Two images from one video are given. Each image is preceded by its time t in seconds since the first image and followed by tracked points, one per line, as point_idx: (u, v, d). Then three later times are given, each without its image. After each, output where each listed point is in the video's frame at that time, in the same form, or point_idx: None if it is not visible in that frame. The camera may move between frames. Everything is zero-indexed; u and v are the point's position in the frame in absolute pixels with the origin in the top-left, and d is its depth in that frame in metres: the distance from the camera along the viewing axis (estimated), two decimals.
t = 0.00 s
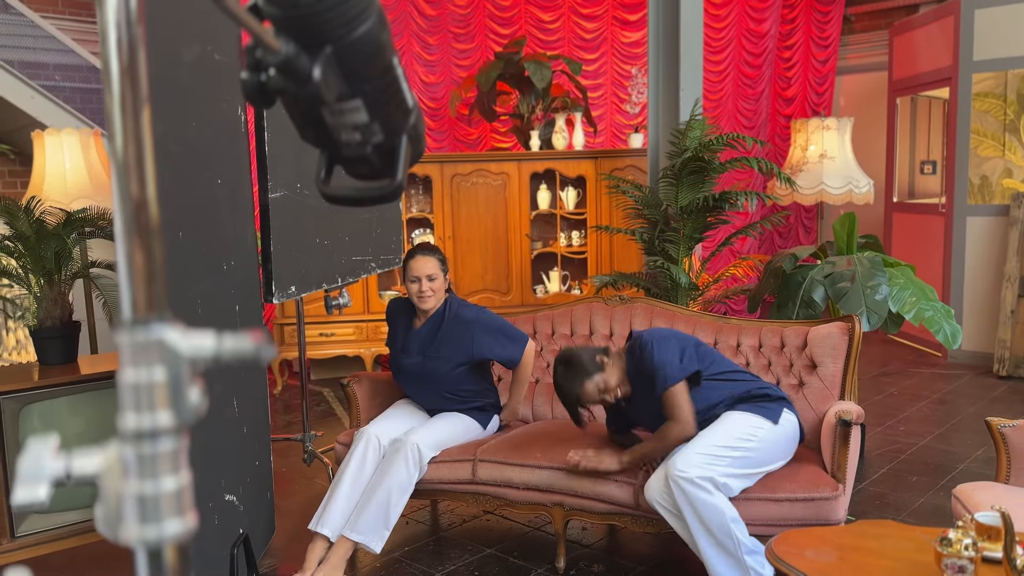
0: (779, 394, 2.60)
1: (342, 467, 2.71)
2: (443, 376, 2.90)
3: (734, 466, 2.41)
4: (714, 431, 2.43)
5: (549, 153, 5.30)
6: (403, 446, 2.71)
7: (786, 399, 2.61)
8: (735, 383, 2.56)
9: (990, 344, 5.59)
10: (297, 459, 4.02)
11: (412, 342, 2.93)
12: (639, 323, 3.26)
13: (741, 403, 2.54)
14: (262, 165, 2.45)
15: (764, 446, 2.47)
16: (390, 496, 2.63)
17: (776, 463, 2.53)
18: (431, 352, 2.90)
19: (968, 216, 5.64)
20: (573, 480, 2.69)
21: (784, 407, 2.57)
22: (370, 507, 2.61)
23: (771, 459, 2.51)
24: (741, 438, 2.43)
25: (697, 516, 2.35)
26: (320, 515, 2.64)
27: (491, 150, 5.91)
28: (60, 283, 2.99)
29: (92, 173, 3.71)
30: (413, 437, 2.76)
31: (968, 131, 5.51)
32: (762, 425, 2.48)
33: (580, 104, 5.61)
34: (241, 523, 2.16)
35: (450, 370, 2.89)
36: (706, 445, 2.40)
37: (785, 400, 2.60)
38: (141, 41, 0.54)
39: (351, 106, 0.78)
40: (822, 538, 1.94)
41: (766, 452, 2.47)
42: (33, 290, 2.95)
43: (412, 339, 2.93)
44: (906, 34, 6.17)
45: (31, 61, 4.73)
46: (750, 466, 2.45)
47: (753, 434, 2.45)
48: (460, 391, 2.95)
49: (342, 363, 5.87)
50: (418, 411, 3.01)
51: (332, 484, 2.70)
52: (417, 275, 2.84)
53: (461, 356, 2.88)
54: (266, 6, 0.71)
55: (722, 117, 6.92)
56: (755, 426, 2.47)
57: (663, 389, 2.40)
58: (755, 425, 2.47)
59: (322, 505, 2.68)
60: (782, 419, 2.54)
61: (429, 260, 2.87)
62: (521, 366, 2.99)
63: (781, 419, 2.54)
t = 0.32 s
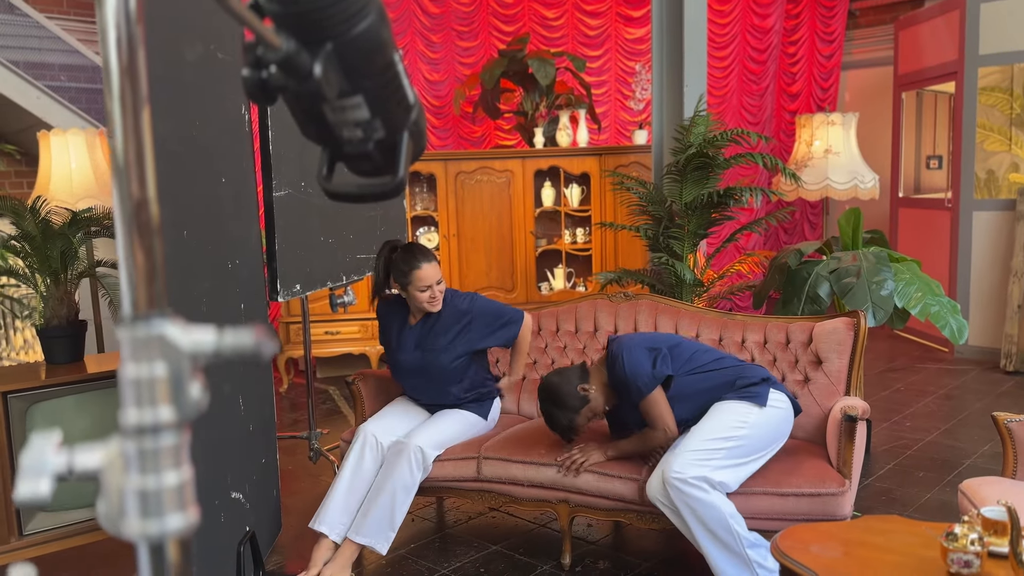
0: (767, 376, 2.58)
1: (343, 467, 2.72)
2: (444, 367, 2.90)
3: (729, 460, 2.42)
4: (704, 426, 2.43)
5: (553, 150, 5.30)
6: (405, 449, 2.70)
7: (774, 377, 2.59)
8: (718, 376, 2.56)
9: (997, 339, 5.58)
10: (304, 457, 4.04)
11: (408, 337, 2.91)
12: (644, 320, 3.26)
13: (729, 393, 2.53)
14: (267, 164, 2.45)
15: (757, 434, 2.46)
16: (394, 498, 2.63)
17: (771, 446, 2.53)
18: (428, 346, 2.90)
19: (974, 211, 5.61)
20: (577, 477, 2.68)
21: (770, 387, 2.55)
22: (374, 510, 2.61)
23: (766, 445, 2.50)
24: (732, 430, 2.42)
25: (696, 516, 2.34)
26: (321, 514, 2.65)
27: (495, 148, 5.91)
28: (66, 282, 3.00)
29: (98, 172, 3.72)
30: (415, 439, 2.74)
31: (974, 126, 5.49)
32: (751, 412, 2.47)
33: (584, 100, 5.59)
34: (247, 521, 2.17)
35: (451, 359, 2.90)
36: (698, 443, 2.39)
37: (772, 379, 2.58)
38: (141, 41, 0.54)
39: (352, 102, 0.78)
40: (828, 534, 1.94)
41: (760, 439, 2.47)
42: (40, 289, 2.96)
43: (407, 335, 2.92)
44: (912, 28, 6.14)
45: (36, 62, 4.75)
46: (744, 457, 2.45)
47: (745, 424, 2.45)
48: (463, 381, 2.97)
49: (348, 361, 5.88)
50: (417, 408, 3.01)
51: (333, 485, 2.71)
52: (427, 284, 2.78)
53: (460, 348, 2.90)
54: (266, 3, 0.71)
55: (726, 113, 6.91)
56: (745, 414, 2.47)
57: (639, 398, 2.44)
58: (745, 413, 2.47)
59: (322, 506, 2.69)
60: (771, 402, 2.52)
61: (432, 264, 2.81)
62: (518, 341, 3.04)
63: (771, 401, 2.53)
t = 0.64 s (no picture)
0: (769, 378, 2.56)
1: (347, 465, 2.72)
2: (453, 368, 2.92)
3: (727, 463, 2.40)
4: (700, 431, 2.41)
5: (556, 147, 5.29)
6: (409, 446, 2.70)
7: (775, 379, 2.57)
8: (716, 380, 2.54)
9: (1002, 335, 5.55)
10: (308, 455, 4.04)
11: (419, 337, 2.94)
12: (647, 318, 3.25)
13: (729, 396, 2.51)
14: (268, 162, 2.45)
15: (756, 436, 2.44)
16: (397, 495, 2.63)
17: (771, 448, 2.51)
18: (439, 345, 2.92)
19: (979, 207, 5.59)
20: (581, 475, 2.67)
21: (771, 388, 2.53)
22: (377, 507, 2.61)
23: (767, 446, 2.48)
24: (730, 433, 2.40)
25: (695, 520, 2.34)
26: (325, 512, 2.64)
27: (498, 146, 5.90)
28: (69, 281, 3.00)
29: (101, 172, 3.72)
30: (419, 436, 2.75)
31: (979, 121, 5.46)
32: (750, 415, 2.44)
33: (587, 97, 5.56)
34: (251, 519, 2.19)
35: (460, 360, 2.91)
36: (694, 449, 2.38)
37: (774, 381, 2.55)
38: (130, 41, 0.54)
39: (349, 97, 0.77)
40: (832, 531, 1.93)
41: (759, 441, 2.44)
42: (42, 288, 2.97)
43: (419, 334, 2.95)
44: (915, 24, 6.11)
45: (40, 62, 4.75)
46: (743, 460, 2.43)
47: (743, 427, 2.43)
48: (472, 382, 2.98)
49: (352, 359, 5.89)
50: (422, 407, 3.01)
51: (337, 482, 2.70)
52: (441, 283, 2.78)
53: (470, 346, 2.91)
54: None
55: (730, 109, 6.89)
56: (743, 417, 2.44)
57: (639, 411, 2.41)
58: (744, 416, 2.44)
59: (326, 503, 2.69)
60: (771, 404, 2.50)
61: (446, 262, 2.81)
62: (527, 350, 3.04)
63: (771, 402, 2.50)
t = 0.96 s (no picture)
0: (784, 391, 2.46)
1: (352, 461, 2.72)
2: (465, 360, 2.92)
3: (726, 473, 2.39)
4: (699, 441, 2.39)
5: (560, 145, 5.27)
6: (414, 440, 2.71)
7: (790, 393, 2.47)
8: (727, 389, 2.46)
9: (1008, 332, 5.53)
10: (312, 453, 4.05)
11: (435, 326, 2.94)
12: (652, 316, 3.24)
13: (737, 406, 2.44)
14: (273, 160, 2.44)
15: (760, 450, 2.39)
16: (404, 490, 2.63)
17: (779, 460, 2.45)
18: (455, 335, 2.92)
19: (985, 203, 5.57)
20: (587, 473, 2.67)
21: (782, 403, 2.43)
22: (383, 503, 2.61)
23: (774, 458, 2.43)
24: (730, 446, 2.37)
25: (689, 526, 2.37)
26: (331, 509, 2.65)
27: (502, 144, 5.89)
28: (73, 281, 3.01)
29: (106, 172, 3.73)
30: (424, 430, 2.75)
31: (985, 118, 5.44)
32: (754, 430, 2.39)
33: (591, 95, 5.54)
34: (255, 517, 2.19)
35: (473, 353, 2.91)
36: (691, 460, 2.37)
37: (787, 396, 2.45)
38: (129, 40, 0.54)
39: (351, 96, 0.76)
40: (838, 529, 1.92)
41: (763, 455, 2.39)
42: (47, 288, 2.97)
43: (435, 323, 2.95)
44: (920, 19, 6.09)
45: (44, 61, 4.75)
46: (745, 470, 2.41)
47: (746, 440, 2.38)
48: (482, 378, 2.98)
49: (356, 358, 5.89)
50: (429, 401, 3.02)
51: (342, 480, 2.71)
52: (458, 274, 2.79)
53: (486, 337, 2.92)
54: None
55: (734, 106, 6.87)
56: (748, 430, 2.39)
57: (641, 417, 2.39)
58: (749, 430, 2.39)
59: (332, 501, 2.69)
60: (779, 419, 2.42)
61: (466, 254, 2.82)
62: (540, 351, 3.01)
63: (780, 417, 2.41)
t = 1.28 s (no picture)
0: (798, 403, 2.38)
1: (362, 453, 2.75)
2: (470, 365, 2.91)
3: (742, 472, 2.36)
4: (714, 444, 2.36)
5: (560, 151, 5.28)
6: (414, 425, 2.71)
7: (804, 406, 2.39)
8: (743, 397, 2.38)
9: (1008, 337, 5.53)
10: (313, 461, 4.04)
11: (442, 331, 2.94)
12: (653, 321, 3.24)
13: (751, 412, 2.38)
14: (274, 168, 2.44)
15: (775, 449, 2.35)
16: (397, 471, 2.61)
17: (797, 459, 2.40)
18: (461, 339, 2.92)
19: (985, 208, 5.57)
20: (589, 478, 2.66)
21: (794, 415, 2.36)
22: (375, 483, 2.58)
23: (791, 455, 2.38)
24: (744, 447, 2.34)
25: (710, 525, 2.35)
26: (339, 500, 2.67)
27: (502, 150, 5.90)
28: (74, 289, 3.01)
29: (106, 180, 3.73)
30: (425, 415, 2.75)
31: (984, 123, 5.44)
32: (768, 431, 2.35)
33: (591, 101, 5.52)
34: (257, 526, 2.18)
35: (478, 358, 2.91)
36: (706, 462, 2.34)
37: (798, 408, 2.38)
38: (134, 49, 0.54)
39: (355, 104, 0.76)
40: (842, 536, 1.92)
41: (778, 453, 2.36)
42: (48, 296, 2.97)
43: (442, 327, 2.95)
44: (919, 25, 6.10)
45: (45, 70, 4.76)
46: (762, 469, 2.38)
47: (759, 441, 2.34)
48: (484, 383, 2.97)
49: (357, 365, 5.88)
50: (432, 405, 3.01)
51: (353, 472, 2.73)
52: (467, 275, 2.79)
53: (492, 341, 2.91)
54: (266, 4, 0.69)
55: (734, 112, 6.88)
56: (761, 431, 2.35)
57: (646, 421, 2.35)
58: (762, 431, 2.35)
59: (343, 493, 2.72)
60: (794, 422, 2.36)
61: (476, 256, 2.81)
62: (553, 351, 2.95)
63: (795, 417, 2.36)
